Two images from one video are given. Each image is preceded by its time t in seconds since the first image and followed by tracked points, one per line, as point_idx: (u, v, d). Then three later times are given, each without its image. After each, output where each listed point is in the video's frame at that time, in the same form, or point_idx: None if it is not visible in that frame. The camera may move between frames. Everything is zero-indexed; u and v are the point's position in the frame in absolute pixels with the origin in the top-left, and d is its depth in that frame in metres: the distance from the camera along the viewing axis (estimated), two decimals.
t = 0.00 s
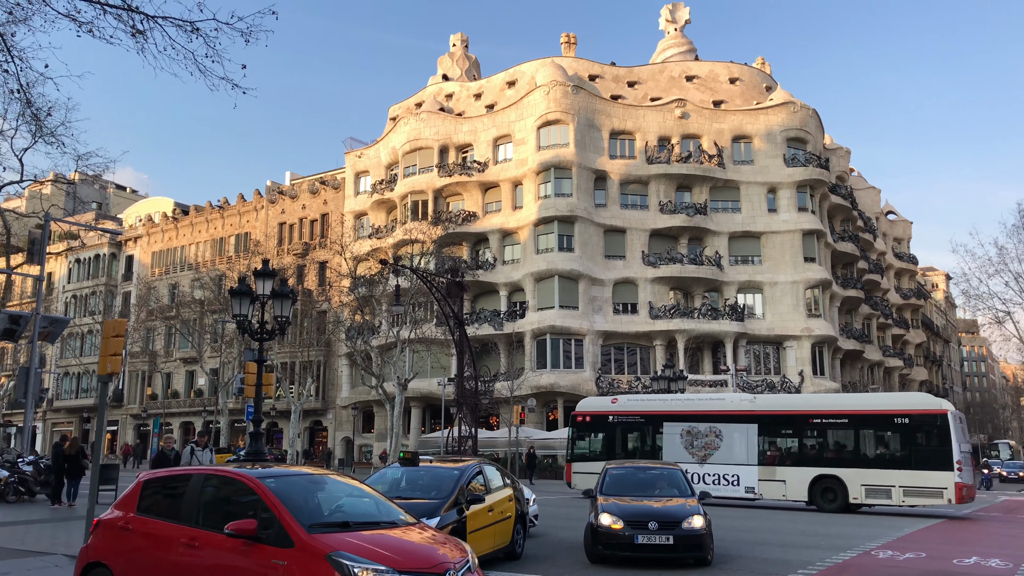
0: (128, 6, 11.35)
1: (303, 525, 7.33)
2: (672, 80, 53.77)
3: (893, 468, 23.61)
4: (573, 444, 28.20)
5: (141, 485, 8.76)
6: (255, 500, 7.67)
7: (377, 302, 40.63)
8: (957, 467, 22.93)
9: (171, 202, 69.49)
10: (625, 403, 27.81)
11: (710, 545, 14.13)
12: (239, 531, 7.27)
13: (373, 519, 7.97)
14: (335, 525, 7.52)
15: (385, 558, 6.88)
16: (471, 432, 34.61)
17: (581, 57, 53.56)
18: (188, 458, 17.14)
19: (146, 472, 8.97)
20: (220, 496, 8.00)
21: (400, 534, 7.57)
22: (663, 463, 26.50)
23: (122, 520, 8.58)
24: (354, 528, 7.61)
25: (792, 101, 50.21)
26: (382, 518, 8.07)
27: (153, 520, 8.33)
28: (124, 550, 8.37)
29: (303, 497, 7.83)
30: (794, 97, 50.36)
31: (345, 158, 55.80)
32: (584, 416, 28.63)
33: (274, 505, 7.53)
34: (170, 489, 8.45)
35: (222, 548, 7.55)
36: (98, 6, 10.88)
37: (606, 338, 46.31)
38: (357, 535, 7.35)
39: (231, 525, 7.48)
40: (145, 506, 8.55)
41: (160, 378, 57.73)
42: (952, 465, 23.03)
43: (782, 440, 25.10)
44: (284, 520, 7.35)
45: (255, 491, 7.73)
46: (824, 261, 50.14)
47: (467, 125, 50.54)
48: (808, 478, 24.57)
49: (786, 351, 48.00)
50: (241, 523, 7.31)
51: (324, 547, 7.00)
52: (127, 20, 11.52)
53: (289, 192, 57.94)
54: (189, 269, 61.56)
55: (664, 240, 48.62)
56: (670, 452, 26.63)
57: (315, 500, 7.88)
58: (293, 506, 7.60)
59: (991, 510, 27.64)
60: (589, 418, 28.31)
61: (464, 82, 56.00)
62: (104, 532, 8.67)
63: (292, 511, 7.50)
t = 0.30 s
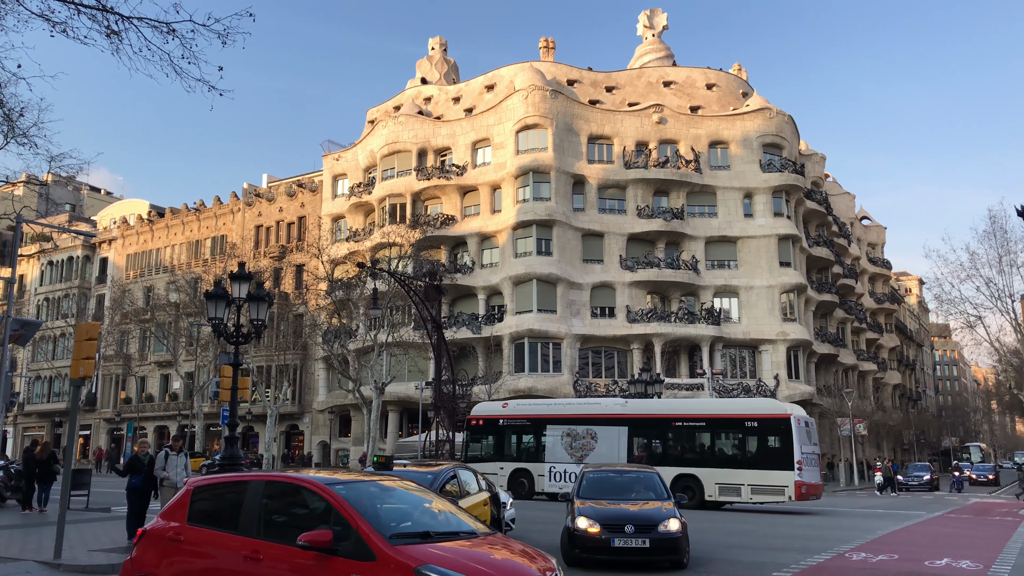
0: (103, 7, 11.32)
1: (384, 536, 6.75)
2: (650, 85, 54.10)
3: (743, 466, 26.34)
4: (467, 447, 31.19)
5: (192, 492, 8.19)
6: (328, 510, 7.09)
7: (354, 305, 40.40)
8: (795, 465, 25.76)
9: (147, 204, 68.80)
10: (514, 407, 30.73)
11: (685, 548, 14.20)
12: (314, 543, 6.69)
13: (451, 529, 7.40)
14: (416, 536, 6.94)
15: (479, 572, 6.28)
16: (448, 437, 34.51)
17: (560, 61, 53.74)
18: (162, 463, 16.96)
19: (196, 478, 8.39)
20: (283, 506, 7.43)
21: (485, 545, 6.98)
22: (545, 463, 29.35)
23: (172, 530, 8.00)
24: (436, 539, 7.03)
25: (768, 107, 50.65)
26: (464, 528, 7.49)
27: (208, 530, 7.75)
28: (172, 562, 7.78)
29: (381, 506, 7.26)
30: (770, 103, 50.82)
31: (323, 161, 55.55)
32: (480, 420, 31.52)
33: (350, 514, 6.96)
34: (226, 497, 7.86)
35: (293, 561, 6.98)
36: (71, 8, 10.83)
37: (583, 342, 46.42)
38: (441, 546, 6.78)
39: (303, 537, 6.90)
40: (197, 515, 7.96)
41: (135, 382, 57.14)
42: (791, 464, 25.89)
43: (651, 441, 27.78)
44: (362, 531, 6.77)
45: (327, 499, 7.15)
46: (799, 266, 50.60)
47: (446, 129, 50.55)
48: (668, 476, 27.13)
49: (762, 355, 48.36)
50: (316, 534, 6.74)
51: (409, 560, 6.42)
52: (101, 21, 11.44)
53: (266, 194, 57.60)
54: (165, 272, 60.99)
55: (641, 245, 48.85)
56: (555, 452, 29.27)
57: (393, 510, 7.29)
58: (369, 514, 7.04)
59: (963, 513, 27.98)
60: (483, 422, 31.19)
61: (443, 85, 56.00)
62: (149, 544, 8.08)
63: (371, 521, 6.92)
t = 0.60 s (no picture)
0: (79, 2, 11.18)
1: (496, 548, 6.03)
2: (630, 88, 54.30)
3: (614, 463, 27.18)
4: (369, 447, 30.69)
5: (261, 499, 7.40)
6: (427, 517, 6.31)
7: (333, 305, 40.21)
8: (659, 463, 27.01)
9: (124, 203, 68.06)
10: (414, 409, 30.21)
11: (664, 548, 14.13)
12: (419, 555, 5.91)
13: (557, 539, 6.68)
14: (527, 547, 6.23)
15: None
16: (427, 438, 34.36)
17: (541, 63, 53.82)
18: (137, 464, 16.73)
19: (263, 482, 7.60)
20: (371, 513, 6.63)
21: (600, 559, 6.29)
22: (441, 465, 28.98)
23: (240, 541, 7.23)
24: (548, 550, 6.31)
25: (748, 110, 50.98)
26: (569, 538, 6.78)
27: (284, 540, 6.97)
28: None
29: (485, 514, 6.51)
30: (749, 107, 51.15)
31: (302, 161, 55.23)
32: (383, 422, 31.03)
33: (453, 521, 6.20)
34: (302, 504, 7.08)
35: None
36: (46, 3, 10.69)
37: (563, 344, 46.48)
38: (559, 560, 6.06)
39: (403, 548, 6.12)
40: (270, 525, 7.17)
41: (110, 382, 56.55)
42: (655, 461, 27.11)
43: (530, 441, 28.16)
44: (470, 541, 6.02)
45: (420, 501, 6.40)
46: (777, 269, 50.95)
47: (427, 129, 50.43)
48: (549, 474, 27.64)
49: (740, 357, 48.63)
50: (420, 545, 5.97)
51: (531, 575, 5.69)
52: (77, 17, 11.33)
53: (245, 194, 57.19)
54: (141, 271, 60.40)
55: (621, 247, 49.01)
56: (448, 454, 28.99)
57: (494, 518, 6.55)
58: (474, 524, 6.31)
59: (937, 514, 28.27)
60: (385, 424, 30.70)
61: (423, 86, 55.89)
62: (216, 556, 7.28)
63: (479, 531, 6.19)
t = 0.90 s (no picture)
0: None
1: (647, 563, 5.31)
2: (611, 91, 54.54)
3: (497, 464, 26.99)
4: (280, 449, 31.28)
5: (356, 503, 6.58)
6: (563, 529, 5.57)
7: (312, 306, 40.06)
8: (539, 463, 26.61)
9: (101, 202, 67.34)
10: (322, 413, 30.81)
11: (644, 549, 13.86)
12: (563, 570, 5.15)
13: (698, 551, 5.99)
14: (677, 562, 5.53)
15: None
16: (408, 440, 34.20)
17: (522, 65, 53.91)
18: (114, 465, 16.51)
19: (356, 486, 6.81)
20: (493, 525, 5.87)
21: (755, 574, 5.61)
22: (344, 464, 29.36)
23: (335, 552, 6.41)
24: (697, 565, 5.62)
25: (728, 114, 51.31)
26: (712, 552, 6.06)
27: (389, 551, 6.17)
28: None
29: (625, 525, 5.80)
30: (729, 111, 51.50)
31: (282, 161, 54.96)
32: (294, 425, 31.56)
33: (597, 533, 5.46)
34: (408, 513, 6.29)
35: None
36: None
37: (544, 345, 46.52)
38: None
39: (541, 563, 5.37)
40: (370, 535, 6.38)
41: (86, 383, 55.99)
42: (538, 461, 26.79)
43: (429, 441, 28.29)
44: (618, 557, 5.29)
45: (552, 510, 5.66)
46: (756, 272, 51.30)
47: (408, 130, 50.35)
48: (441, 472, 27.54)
49: (719, 359, 48.89)
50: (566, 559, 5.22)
51: None
52: (55, 13, 11.21)
53: (224, 194, 56.80)
54: (119, 271, 59.84)
55: (602, 249, 49.14)
56: (352, 454, 29.38)
57: (633, 529, 5.83)
58: (615, 536, 5.58)
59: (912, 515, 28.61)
60: (295, 426, 31.31)
61: (405, 87, 55.83)
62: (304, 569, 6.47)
63: (626, 546, 5.46)
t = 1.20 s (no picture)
0: None
1: None
2: (592, 94, 54.75)
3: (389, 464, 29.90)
4: (197, 449, 35.74)
5: (483, 512, 6.10)
6: (740, 545, 5.19)
7: (290, 307, 39.90)
8: (429, 464, 29.47)
9: (76, 201, 66.52)
10: (236, 415, 35.10)
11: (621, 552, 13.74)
12: None
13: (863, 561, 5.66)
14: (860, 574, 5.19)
15: None
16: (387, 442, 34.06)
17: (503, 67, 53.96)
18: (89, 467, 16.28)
19: (477, 493, 6.36)
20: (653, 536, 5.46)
21: None
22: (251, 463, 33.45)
23: (465, 564, 5.91)
24: None
25: (707, 118, 51.66)
26: (875, 562, 5.77)
27: (534, 565, 5.70)
28: None
29: (793, 538, 5.44)
30: (708, 115, 51.83)
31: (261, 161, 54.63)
32: (210, 426, 36.03)
33: (778, 547, 5.12)
34: (544, 524, 5.84)
35: None
36: None
37: (523, 347, 46.55)
38: None
39: None
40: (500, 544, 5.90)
41: (60, 384, 55.32)
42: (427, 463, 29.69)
43: (327, 442, 30.87)
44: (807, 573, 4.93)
45: (722, 522, 5.30)
46: (734, 275, 51.64)
47: (388, 131, 50.22)
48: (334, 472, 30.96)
49: (697, 362, 49.14)
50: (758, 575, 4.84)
51: None
52: (29, 11, 11.04)
53: (202, 193, 56.38)
54: (94, 271, 59.20)
55: (582, 251, 49.28)
56: (259, 453, 33.40)
57: (801, 539, 5.47)
58: (792, 548, 5.23)
59: (887, 517, 28.92)
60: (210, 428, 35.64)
61: (385, 87, 55.70)
62: None
63: (807, 558, 5.12)
